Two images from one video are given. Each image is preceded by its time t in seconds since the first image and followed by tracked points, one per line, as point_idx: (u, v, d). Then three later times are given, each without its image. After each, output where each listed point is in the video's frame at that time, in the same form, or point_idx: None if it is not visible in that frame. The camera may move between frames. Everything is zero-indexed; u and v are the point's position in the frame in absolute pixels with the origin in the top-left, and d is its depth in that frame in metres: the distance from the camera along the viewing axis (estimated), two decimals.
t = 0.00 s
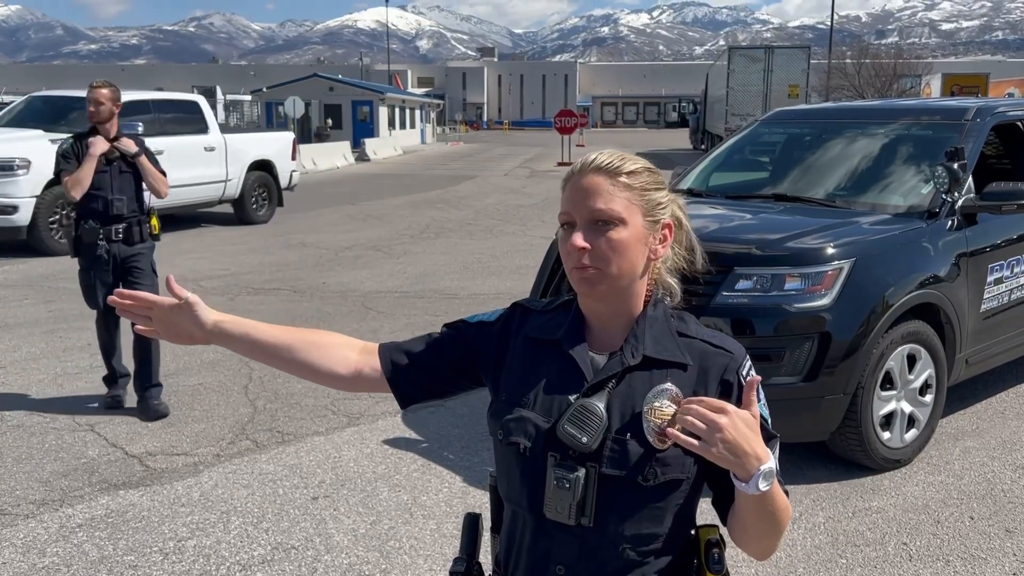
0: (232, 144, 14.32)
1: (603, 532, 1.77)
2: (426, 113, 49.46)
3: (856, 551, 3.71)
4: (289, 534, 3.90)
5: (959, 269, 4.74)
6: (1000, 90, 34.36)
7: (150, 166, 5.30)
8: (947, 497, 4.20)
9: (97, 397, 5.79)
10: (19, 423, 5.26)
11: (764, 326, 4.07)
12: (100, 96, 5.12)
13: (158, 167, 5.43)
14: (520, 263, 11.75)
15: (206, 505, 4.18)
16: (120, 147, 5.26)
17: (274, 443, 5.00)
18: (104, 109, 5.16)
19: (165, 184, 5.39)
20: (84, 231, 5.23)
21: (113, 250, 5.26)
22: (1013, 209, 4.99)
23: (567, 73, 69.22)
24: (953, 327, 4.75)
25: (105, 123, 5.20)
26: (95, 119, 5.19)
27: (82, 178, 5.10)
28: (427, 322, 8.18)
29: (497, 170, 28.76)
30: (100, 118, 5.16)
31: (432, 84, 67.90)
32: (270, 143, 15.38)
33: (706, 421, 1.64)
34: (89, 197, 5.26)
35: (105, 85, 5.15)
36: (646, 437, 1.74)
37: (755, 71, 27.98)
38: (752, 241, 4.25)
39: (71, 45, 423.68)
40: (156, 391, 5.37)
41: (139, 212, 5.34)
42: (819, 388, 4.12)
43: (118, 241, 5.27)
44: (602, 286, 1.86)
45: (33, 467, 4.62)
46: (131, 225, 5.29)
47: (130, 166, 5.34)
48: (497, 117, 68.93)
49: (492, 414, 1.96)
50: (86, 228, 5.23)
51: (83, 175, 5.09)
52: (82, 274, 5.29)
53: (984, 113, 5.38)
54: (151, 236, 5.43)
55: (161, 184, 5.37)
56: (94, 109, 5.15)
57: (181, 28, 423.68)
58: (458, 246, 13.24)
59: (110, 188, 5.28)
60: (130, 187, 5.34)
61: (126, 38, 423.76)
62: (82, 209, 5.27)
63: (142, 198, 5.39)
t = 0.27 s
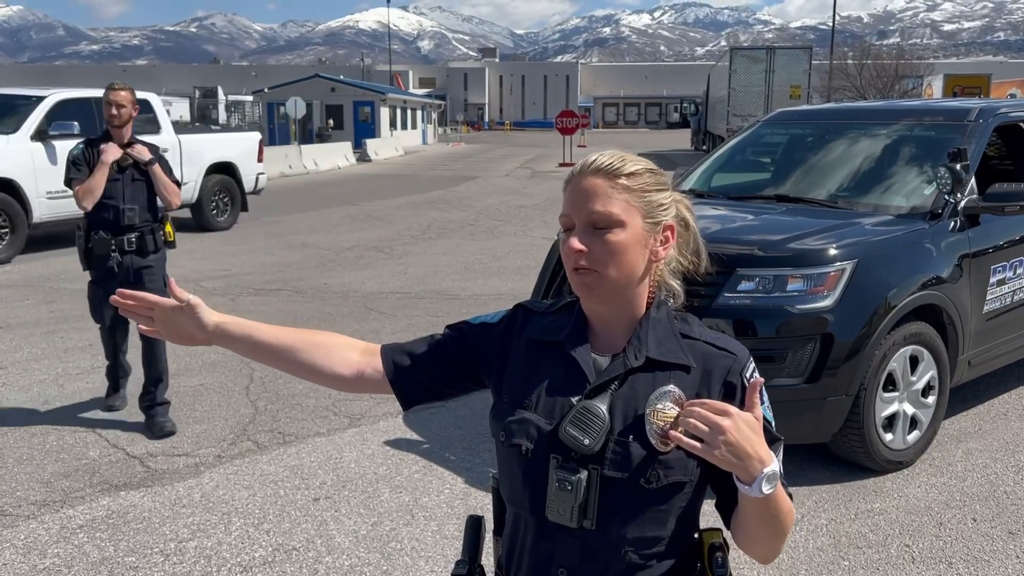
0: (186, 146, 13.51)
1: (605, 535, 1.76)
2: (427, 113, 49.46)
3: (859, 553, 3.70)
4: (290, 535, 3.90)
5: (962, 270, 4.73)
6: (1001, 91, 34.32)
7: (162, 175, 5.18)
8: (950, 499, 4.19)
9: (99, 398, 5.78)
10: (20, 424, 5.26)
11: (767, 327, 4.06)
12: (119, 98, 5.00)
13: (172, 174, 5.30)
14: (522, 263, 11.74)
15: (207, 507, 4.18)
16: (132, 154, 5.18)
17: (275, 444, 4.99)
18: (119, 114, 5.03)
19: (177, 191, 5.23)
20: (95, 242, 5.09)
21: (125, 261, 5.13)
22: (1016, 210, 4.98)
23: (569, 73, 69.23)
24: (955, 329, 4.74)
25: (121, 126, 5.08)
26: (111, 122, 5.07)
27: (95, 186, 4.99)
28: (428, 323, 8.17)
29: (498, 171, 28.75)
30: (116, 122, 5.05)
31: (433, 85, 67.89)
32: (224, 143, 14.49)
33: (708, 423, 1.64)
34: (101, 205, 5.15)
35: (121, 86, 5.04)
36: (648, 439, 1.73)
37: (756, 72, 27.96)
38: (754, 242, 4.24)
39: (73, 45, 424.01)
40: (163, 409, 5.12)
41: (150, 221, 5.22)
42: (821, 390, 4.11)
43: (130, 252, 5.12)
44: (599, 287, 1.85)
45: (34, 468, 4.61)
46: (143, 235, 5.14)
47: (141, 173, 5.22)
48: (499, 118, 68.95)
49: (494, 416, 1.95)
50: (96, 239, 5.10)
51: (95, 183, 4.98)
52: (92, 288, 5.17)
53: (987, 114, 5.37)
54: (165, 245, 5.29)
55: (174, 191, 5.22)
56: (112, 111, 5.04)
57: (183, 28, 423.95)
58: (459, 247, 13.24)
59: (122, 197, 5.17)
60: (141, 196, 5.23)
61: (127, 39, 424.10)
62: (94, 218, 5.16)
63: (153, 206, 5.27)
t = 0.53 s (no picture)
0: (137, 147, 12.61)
1: (613, 539, 1.76)
2: (432, 114, 49.53)
3: (865, 556, 3.69)
4: (296, 537, 3.90)
5: (969, 272, 4.71)
6: (1007, 92, 34.25)
7: (167, 175, 4.95)
8: (957, 502, 4.17)
9: (105, 398, 5.80)
10: (26, 425, 5.27)
11: (773, 329, 4.05)
12: (131, 97, 4.91)
13: (181, 175, 5.07)
14: (527, 264, 11.75)
15: (213, 508, 4.18)
16: (137, 152, 4.92)
17: (280, 445, 5.00)
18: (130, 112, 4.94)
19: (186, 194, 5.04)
20: (107, 243, 4.94)
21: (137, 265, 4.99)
22: None
23: (573, 74, 69.22)
24: (962, 331, 4.73)
25: (135, 126, 4.99)
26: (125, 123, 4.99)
27: (101, 185, 4.86)
28: (433, 324, 8.18)
29: (502, 172, 28.76)
30: (130, 122, 4.95)
31: (438, 86, 67.93)
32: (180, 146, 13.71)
33: (714, 427, 1.63)
34: (111, 205, 5.00)
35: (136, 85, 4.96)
36: (655, 442, 1.73)
37: (762, 73, 27.94)
38: (761, 244, 4.23)
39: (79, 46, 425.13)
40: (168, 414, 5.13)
41: (161, 225, 5.04)
42: (828, 392, 4.10)
43: (143, 256, 5.00)
44: (583, 290, 1.87)
45: (41, 468, 4.62)
46: (157, 239, 5.00)
47: (149, 173, 5.03)
48: (503, 119, 69.00)
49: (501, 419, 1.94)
50: (108, 241, 4.95)
51: (102, 182, 4.85)
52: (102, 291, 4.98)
53: (994, 116, 5.35)
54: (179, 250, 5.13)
55: (183, 194, 5.03)
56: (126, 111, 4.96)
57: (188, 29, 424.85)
58: (464, 247, 13.24)
59: (130, 199, 5.00)
60: (150, 197, 5.04)
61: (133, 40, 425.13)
62: (104, 218, 5.01)
63: (164, 208, 5.06)
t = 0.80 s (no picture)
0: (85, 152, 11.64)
1: (633, 548, 1.76)
2: (443, 116, 49.59)
3: (882, 562, 3.68)
4: (312, 540, 3.92)
5: (985, 277, 4.69)
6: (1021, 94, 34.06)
7: (186, 191, 4.72)
8: (973, 508, 4.16)
9: (121, 400, 5.83)
10: (44, 426, 5.31)
11: (789, 334, 4.04)
12: (144, 112, 4.70)
13: (198, 191, 4.84)
14: (539, 267, 11.75)
15: (230, 510, 4.20)
16: (153, 167, 4.70)
17: (296, 448, 5.02)
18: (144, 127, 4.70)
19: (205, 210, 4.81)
20: (123, 263, 4.64)
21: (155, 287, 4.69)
22: None
23: (584, 76, 69.23)
24: (979, 336, 4.71)
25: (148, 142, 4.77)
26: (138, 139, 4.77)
27: (116, 203, 4.58)
28: (446, 326, 8.21)
29: (513, 174, 28.79)
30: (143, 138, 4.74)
31: (448, 88, 68.00)
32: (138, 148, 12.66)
33: (734, 439, 1.62)
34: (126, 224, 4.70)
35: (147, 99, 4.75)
36: (675, 452, 1.73)
37: (773, 74, 27.88)
38: (778, 250, 4.22)
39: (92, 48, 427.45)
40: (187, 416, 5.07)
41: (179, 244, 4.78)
42: (844, 397, 4.09)
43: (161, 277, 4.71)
44: (608, 299, 1.88)
45: (59, 470, 4.66)
46: (177, 259, 4.73)
47: (165, 190, 4.78)
48: (514, 120, 69.02)
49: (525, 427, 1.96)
50: (125, 261, 4.64)
51: (116, 202, 4.58)
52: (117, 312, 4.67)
53: (1011, 120, 5.32)
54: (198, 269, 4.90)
55: (201, 210, 4.79)
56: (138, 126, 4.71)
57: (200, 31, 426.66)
58: (476, 250, 13.26)
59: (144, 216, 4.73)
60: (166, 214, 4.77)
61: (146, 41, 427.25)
62: (118, 238, 4.71)
63: (182, 226, 4.81)
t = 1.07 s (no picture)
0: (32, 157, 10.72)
1: (668, 557, 1.76)
2: (461, 118, 49.72)
3: (909, 571, 3.66)
4: (336, 543, 3.93)
5: (1013, 283, 4.65)
6: None
7: (211, 194, 4.55)
8: (1001, 518, 4.12)
9: (146, 402, 5.88)
10: (71, 427, 5.37)
11: (814, 340, 4.03)
12: (164, 112, 4.42)
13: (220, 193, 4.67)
14: (558, 270, 11.75)
15: (255, 513, 4.23)
16: (175, 169, 4.49)
17: (319, 451, 5.04)
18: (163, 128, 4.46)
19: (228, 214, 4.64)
20: (140, 269, 4.45)
21: (174, 291, 4.50)
22: None
23: (602, 79, 69.14)
24: (1006, 343, 4.67)
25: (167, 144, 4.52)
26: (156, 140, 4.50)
27: (138, 206, 4.36)
28: (466, 330, 8.22)
29: (532, 177, 28.78)
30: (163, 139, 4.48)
31: (467, 90, 68.07)
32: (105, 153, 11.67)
33: (771, 450, 1.62)
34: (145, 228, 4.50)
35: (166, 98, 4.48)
36: (713, 462, 1.73)
37: (794, 77, 27.75)
38: (805, 256, 4.20)
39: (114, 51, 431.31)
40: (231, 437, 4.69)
41: (200, 247, 4.59)
42: (870, 404, 4.07)
43: (180, 281, 4.51)
44: (651, 312, 1.88)
45: (86, 472, 4.70)
46: (196, 261, 4.54)
47: (188, 192, 4.58)
48: (532, 123, 69.04)
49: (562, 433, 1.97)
50: (142, 266, 4.46)
51: (138, 204, 4.35)
52: (137, 321, 4.49)
53: None
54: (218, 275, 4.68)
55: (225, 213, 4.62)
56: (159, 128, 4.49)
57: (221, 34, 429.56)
58: (496, 253, 13.27)
59: (166, 220, 4.52)
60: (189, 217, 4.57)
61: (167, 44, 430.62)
62: (136, 243, 4.52)
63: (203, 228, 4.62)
